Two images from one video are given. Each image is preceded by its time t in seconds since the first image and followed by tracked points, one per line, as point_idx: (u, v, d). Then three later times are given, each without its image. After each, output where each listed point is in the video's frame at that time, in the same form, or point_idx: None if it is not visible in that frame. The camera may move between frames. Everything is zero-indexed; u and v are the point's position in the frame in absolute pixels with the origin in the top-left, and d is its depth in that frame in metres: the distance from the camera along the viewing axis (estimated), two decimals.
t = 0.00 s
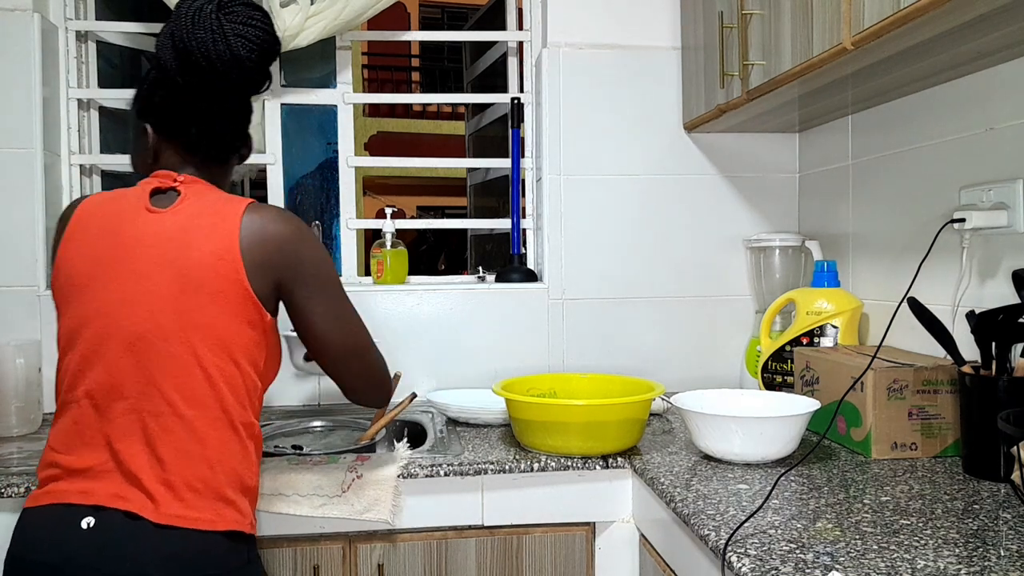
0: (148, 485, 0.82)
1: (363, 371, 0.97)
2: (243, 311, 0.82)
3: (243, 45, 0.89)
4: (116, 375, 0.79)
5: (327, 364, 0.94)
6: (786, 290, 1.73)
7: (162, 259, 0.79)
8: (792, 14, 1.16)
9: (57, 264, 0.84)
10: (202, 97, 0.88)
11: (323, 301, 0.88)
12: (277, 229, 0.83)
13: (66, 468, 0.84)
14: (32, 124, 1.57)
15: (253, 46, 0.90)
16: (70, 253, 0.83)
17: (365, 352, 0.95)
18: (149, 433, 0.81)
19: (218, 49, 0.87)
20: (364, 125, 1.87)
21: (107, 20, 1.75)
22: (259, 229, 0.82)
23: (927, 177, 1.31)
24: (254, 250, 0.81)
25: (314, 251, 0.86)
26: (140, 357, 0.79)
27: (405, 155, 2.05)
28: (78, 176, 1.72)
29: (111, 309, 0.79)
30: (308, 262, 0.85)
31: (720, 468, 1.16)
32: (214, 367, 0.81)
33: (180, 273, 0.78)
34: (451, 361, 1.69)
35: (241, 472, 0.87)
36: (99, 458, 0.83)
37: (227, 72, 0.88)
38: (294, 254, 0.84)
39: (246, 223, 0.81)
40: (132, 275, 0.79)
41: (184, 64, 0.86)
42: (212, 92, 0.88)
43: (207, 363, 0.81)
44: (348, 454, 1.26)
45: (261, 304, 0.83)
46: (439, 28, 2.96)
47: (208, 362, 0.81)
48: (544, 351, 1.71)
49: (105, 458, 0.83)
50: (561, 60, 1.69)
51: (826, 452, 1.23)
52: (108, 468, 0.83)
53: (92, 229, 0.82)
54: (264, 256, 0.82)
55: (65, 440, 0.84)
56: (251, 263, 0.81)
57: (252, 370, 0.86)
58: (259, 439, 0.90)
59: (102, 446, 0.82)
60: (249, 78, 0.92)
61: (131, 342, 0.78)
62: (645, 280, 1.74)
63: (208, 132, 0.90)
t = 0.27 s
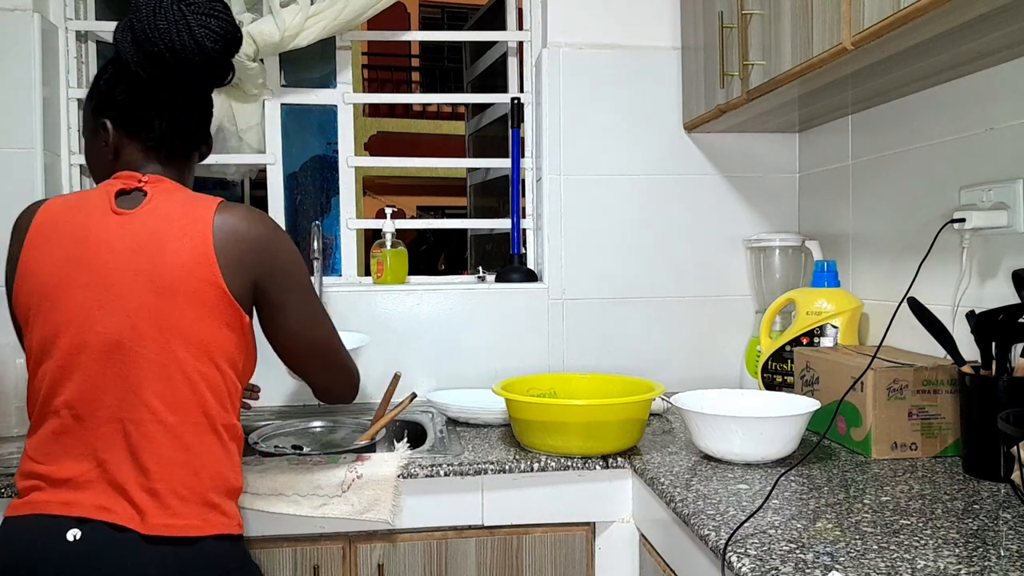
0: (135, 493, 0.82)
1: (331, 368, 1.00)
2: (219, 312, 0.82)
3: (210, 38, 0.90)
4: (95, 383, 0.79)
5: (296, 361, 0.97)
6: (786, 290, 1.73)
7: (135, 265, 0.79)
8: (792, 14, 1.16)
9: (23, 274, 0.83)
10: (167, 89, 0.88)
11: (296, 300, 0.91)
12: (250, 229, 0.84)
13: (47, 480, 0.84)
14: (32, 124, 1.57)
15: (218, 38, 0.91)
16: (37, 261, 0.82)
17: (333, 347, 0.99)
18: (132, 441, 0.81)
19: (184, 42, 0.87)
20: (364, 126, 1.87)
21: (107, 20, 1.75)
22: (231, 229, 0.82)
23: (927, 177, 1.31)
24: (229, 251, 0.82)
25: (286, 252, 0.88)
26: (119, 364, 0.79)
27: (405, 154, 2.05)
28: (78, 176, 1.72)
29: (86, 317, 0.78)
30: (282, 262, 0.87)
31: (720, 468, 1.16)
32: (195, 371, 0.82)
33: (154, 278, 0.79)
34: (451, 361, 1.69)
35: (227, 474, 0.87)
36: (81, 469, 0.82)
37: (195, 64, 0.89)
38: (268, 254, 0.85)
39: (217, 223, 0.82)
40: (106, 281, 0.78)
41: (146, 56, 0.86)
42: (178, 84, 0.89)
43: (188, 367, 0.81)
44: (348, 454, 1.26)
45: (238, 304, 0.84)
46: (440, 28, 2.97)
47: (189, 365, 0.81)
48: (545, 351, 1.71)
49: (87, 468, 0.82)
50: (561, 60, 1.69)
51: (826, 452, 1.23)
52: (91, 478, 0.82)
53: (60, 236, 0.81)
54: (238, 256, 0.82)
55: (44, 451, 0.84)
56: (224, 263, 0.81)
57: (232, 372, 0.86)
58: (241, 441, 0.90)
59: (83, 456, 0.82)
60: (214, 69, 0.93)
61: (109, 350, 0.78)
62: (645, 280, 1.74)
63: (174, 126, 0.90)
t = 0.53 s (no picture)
0: (155, 490, 0.82)
1: (349, 372, 0.99)
2: (239, 312, 0.82)
3: (171, 18, 0.89)
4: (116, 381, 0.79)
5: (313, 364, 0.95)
6: (786, 290, 1.73)
7: (153, 264, 0.78)
8: (792, 14, 1.16)
9: (40, 272, 0.83)
10: (149, 79, 0.88)
11: (312, 300, 0.90)
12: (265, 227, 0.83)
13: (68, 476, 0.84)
14: (32, 124, 1.57)
15: (183, 19, 0.91)
16: (55, 259, 0.82)
17: (351, 352, 0.97)
18: (152, 438, 0.81)
19: (144, 25, 0.87)
20: (364, 125, 1.87)
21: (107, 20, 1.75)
22: (249, 229, 0.82)
23: (927, 177, 1.31)
24: (247, 249, 0.81)
25: (302, 249, 0.88)
26: (139, 362, 0.79)
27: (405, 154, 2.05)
28: (78, 176, 1.72)
29: (106, 315, 0.79)
30: (299, 260, 0.87)
31: (720, 468, 1.16)
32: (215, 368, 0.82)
33: (172, 277, 0.79)
34: (451, 361, 1.69)
35: (247, 470, 0.88)
36: (102, 466, 0.83)
37: (162, 46, 0.88)
38: (285, 250, 0.85)
39: (236, 223, 0.82)
40: (126, 279, 0.79)
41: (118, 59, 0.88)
42: (156, 71, 0.88)
43: (207, 364, 0.81)
44: (348, 454, 1.26)
45: (257, 300, 0.84)
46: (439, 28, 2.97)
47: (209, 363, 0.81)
48: (545, 351, 1.71)
49: (108, 465, 0.83)
50: (561, 60, 1.69)
51: (826, 452, 1.23)
52: (112, 474, 0.83)
53: (79, 233, 0.82)
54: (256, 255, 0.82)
55: (64, 449, 0.84)
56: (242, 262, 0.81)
57: (250, 368, 0.86)
58: (261, 436, 0.90)
59: (104, 453, 0.83)
60: (192, 53, 0.91)
61: (129, 348, 0.79)
62: (645, 280, 1.74)
63: (165, 116, 0.88)
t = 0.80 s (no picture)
0: (191, 483, 0.81)
1: (374, 375, 0.97)
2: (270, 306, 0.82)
3: (173, 19, 0.83)
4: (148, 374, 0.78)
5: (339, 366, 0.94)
6: (786, 290, 1.73)
7: (185, 258, 0.78)
8: (792, 14, 1.16)
9: (69, 269, 0.82)
10: (161, 82, 0.86)
11: (339, 297, 0.89)
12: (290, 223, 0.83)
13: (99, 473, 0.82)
14: (32, 124, 1.57)
15: (188, 18, 0.84)
16: (86, 255, 0.81)
17: (371, 355, 0.95)
18: (187, 430, 0.80)
19: (144, 29, 0.83)
20: (364, 126, 1.87)
21: (107, 20, 1.75)
22: (279, 224, 0.82)
23: (927, 177, 1.31)
24: (277, 243, 0.81)
25: (329, 244, 0.88)
26: (173, 355, 0.78)
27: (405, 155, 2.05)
28: (78, 176, 1.72)
29: (138, 308, 0.78)
30: (327, 254, 0.87)
31: (720, 468, 1.16)
32: (247, 361, 0.81)
33: (205, 270, 0.78)
34: (451, 361, 1.69)
35: (278, 463, 0.87)
36: (135, 460, 0.81)
37: (162, 50, 0.83)
38: (313, 245, 0.85)
39: (265, 217, 0.81)
40: (158, 272, 0.78)
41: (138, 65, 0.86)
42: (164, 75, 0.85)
43: (239, 357, 0.80)
44: (348, 454, 1.26)
45: (286, 295, 0.84)
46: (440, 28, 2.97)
47: (241, 357, 0.81)
48: (544, 351, 1.71)
49: (141, 459, 0.81)
50: (561, 60, 1.69)
51: (826, 452, 1.23)
52: (145, 468, 0.81)
53: (107, 230, 0.81)
54: (286, 248, 0.82)
55: (95, 444, 0.82)
56: (273, 256, 0.81)
57: (280, 361, 0.86)
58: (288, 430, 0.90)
59: (137, 447, 0.81)
60: (197, 53, 0.85)
61: (162, 341, 0.78)
62: (645, 280, 1.74)
63: (180, 120, 0.87)
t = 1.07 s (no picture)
0: (205, 482, 0.81)
1: (367, 381, 0.98)
2: (284, 309, 0.82)
3: (198, 21, 0.82)
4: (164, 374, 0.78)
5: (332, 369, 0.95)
6: (786, 290, 1.73)
7: (201, 258, 0.78)
8: (792, 14, 1.16)
9: (85, 268, 0.82)
10: (180, 82, 0.84)
11: (343, 307, 0.90)
12: (306, 226, 0.83)
13: (114, 471, 0.82)
14: (32, 124, 1.57)
15: (214, 21, 0.83)
16: (102, 254, 0.81)
17: (367, 359, 0.96)
18: (202, 430, 0.80)
19: (170, 29, 0.82)
20: (364, 125, 1.87)
21: (107, 20, 1.75)
22: (295, 227, 0.82)
23: (927, 177, 1.31)
24: (292, 247, 0.81)
25: (341, 251, 0.88)
26: (189, 355, 0.78)
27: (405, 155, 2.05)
28: (78, 176, 1.72)
29: (154, 308, 0.78)
30: (339, 263, 0.87)
31: (720, 468, 1.16)
32: (261, 363, 0.81)
33: (222, 271, 0.78)
34: (451, 361, 1.69)
35: (290, 465, 0.87)
36: (150, 459, 0.81)
37: (186, 52, 0.82)
38: (326, 251, 0.85)
39: (281, 220, 0.82)
40: (174, 273, 0.78)
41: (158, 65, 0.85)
42: (186, 76, 0.84)
43: (254, 359, 0.80)
44: (348, 454, 1.26)
45: (299, 298, 0.83)
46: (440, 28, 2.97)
47: (256, 359, 0.81)
48: (544, 351, 1.71)
49: (156, 458, 0.81)
50: (562, 60, 1.69)
51: (826, 452, 1.23)
52: (160, 467, 0.81)
53: (123, 231, 0.81)
54: (302, 251, 0.82)
55: (110, 443, 0.82)
56: (289, 259, 0.81)
57: (293, 363, 0.86)
58: (301, 431, 0.90)
59: (152, 446, 0.81)
60: (221, 57, 0.84)
61: (178, 341, 0.78)
62: (645, 280, 1.74)
63: (198, 121, 0.86)
